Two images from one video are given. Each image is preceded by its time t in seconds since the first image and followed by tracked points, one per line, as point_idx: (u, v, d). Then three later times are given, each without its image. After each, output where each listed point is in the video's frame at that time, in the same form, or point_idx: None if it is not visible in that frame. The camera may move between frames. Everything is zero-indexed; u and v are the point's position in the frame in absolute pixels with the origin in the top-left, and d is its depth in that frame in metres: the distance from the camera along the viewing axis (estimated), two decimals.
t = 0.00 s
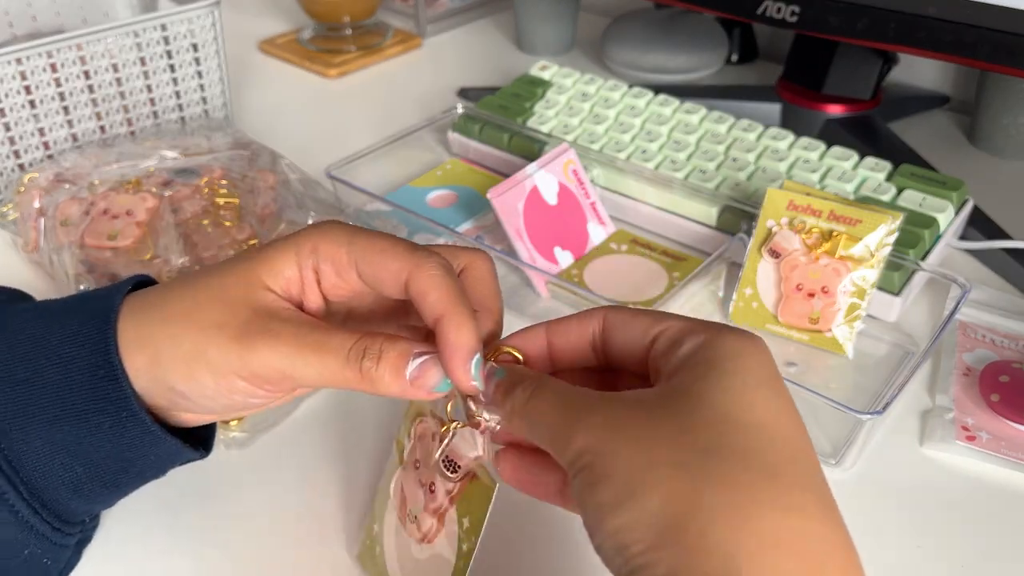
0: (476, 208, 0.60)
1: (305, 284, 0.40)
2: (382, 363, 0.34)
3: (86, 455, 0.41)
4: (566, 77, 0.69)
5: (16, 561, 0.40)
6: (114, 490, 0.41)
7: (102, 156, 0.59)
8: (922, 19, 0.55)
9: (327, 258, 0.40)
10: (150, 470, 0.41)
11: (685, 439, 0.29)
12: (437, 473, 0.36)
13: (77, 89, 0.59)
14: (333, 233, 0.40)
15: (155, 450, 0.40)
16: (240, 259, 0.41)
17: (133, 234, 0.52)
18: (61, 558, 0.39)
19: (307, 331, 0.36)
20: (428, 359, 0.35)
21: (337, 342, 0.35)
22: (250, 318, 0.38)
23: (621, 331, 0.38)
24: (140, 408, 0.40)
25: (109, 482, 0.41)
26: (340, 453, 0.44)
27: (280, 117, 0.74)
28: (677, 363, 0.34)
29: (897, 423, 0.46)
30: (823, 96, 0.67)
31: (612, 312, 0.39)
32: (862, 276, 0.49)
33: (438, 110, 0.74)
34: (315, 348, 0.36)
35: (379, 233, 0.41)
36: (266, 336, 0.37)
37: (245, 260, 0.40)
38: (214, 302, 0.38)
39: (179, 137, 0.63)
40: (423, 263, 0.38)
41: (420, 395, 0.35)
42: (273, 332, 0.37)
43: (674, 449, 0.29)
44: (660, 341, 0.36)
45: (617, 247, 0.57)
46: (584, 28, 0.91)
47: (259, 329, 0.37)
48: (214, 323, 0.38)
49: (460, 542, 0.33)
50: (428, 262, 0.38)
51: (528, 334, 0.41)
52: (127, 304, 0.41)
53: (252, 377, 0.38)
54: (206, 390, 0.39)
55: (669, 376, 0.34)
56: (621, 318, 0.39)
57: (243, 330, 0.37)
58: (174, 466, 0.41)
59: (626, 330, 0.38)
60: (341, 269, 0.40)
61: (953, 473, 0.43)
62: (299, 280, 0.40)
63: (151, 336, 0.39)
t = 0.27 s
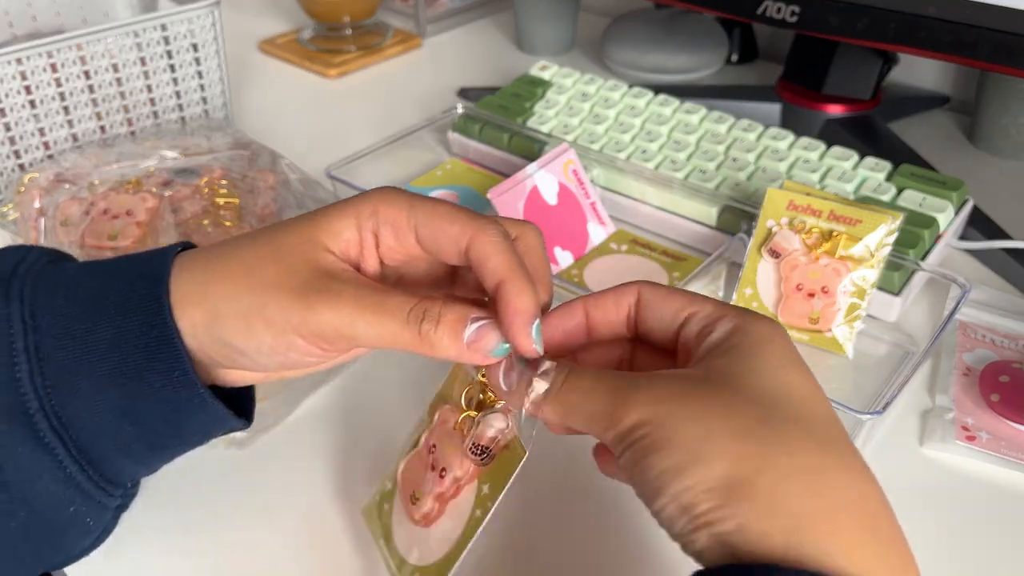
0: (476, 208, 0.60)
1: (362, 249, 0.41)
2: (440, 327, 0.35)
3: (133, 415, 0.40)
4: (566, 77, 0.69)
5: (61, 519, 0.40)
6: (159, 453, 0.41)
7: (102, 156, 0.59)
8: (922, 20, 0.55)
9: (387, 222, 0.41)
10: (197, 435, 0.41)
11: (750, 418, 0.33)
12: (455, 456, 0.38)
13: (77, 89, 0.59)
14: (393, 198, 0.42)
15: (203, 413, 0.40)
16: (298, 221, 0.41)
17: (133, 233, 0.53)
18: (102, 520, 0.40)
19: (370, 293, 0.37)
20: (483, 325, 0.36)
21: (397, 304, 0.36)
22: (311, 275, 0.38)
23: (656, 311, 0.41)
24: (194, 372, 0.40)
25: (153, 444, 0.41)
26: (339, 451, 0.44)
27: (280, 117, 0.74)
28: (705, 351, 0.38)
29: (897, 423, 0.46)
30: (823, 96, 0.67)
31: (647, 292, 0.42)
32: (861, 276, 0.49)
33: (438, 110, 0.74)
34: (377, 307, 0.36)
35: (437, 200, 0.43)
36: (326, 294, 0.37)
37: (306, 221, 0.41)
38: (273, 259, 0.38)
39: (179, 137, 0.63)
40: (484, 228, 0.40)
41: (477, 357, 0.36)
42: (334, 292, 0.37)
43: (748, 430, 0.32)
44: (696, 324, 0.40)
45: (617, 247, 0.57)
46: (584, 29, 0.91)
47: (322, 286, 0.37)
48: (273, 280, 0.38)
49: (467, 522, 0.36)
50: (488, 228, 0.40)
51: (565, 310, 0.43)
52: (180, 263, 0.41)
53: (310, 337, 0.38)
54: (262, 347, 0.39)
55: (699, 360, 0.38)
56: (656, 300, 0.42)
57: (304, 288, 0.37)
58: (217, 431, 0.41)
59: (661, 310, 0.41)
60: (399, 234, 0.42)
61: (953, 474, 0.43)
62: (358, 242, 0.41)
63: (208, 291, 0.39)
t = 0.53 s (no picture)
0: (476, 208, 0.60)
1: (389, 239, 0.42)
2: (463, 317, 0.35)
3: (155, 398, 0.42)
4: (566, 77, 0.69)
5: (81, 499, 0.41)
6: (178, 436, 0.42)
7: (103, 156, 0.59)
8: (922, 20, 0.55)
9: (415, 216, 0.42)
10: (215, 419, 0.42)
11: (786, 449, 0.34)
12: (482, 486, 0.39)
13: (77, 89, 0.59)
14: (422, 193, 0.43)
15: (222, 397, 0.42)
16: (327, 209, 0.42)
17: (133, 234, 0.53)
18: (121, 502, 0.41)
19: (396, 282, 0.37)
20: (506, 317, 0.36)
21: (421, 293, 0.37)
22: (337, 264, 0.39)
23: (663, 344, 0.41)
24: (216, 355, 0.41)
25: (172, 426, 0.42)
26: (340, 450, 0.45)
27: (280, 117, 0.74)
28: (729, 380, 0.38)
29: (896, 423, 0.46)
30: (823, 96, 0.67)
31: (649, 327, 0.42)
32: (861, 276, 0.49)
33: (438, 110, 0.74)
34: (402, 296, 0.37)
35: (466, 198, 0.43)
36: (354, 282, 0.38)
37: (334, 211, 0.42)
38: (303, 248, 0.40)
39: (179, 137, 0.63)
40: (512, 226, 0.40)
41: (496, 348, 0.36)
42: (359, 280, 0.38)
43: (784, 459, 0.33)
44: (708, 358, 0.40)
45: (617, 247, 0.57)
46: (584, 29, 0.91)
47: (347, 274, 0.38)
48: (299, 266, 0.39)
49: (502, 545, 0.37)
50: (515, 225, 0.40)
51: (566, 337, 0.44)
52: (202, 249, 0.42)
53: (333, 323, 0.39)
54: (285, 330, 0.40)
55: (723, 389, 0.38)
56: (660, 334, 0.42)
57: (330, 275, 0.38)
58: (235, 416, 0.42)
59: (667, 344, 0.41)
60: (425, 228, 0.43)
61: (953, 473, 0.43)
62: (384, 234, 0.42)
63: (234, 275, 0.40)
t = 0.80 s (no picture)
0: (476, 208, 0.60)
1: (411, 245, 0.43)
2: (484, 325, 0.36)
3: (172, 395, 0.41)
4: (566, 77, 0.69)
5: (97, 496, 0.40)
6: (194, 435, 0.42)
7: (103, 156, 0.59)
8: (922, 20, 0.55)
9: (438, 223, 0.43)
10: (232, 418, 0.42)
11: (777, 449, 0.34)
12: (474, 494, 0.39)
13: (77, 89, 0.59)
14: (444, 199, 0.43)
15: (242, 398, 0.42)
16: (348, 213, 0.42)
17: (133, 233, 0.53)
18: (135, 499, 0.41)
19: (419, 288, 0.38)
20: (525, 326, 0.37)
21: (445, 299, 0.37)
22: (361, 268, 0.39)
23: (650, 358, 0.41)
24: (236, 355, 0.41)
25: (188, 424, 0.42)
26: (341, 450, 0.45)
27: (280, 117, 0.74)
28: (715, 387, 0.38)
29: (896, 423, 0.46)
30: (823, 96, 0.67)
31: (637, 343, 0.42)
32: (861, 276, 0.49)
33: (438, 110, 0.75)
34: (424, 302, 0.37)
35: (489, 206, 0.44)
36: (376, 286, 0.38)
37: (356, 214, 0.42)
38: (325, 251, 0.40)
39: (179, 137, 0.63)
40: (534, 236, 0.41)
41: (514, 356, 0.37)
42: (383, 285, 0.38)
43: (776, 459, 0.33)
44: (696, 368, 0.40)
45: (617, 247, 0.57)
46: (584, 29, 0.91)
47: (370, 279, 0.38)
48: (323, 269, 0.39)
49: (495, 544, 0.37)
50: (537, 236, 0.41)
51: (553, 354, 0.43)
52: (221, 249, 0.42)
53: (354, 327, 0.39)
54: (305, 332, 0.41)
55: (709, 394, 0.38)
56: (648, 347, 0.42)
57: (354, 278, 0.38)
58: (252, 415, 0.43)
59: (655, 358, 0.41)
60: (449, 236, 0.43)
61: (953, 473, 0.43)
62: (406, 239, 0.42)
63: (256, 274, 0.40)
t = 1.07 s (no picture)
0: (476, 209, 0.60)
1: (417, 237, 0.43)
2: (490, 313, 0.36)
3: (177, 392, 0.41)
4: (566, 77, 0.69)
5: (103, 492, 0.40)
6: (199, 431, 0.42)
7: (103, 156, 0.59)
8: (922, 20, 0.55)
9: (445, 217, 0.43)
10: (236, 414, 0.42)
11: (782, 448, 0.34)
12: (484, 488, 0.39)
13: (77, 89, 0.59)
14: (452, 193, 0.43)
15: (245, 393, 0.42)
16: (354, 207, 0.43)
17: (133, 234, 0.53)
18: (140, 495, 0.41)
19: (423, 278, 0.38)
20: (531, 315, 0.37)
21: (451, 289, 0.37)
22: (367, 259, 0.39)
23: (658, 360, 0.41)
24: (241, 350, 0.41)
25: (193, 420, 0.42)
26: (341, 449, 0.45)
27: (280, 117, 0.74)
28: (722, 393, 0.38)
29: (896, 423, 0.47)
30: (823, 96, 0.67)
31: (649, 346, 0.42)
32: (861, 276, 0.49)
33: (438, 110, 0.75)
34: (431, 293, 0.37)
35: (495, 200, 0.44)
36: (384, 277, 0.38)
37: (361, 208, 0.42)
38: (331, 243, 0.40)
39: (179, 137, 0.63)
40: (541, 227, 0.41)
41: (520, 346, 0.37)
42: (388, 275, 0.38)
43: (782, 458, 0.33)
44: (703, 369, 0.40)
45: (617, 247, 0.57)
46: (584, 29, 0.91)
47: (376, 270, 0.38)
48: (328, 261, 0.39)
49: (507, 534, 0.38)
50: (545, 227, 0.41)
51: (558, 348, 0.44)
52: (225, 243, 0.42)
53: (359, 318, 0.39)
54: (311, 324, 0.40)
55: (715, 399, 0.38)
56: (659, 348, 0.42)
57: (360, 269, 0.38)
58: (256, 412, 0.43)
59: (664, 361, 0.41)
60: (455, 229, 0.43)
61: (952, 473, 0.43)
62: (412, 232, 0.43)
63: (260, 266, 0.40)
